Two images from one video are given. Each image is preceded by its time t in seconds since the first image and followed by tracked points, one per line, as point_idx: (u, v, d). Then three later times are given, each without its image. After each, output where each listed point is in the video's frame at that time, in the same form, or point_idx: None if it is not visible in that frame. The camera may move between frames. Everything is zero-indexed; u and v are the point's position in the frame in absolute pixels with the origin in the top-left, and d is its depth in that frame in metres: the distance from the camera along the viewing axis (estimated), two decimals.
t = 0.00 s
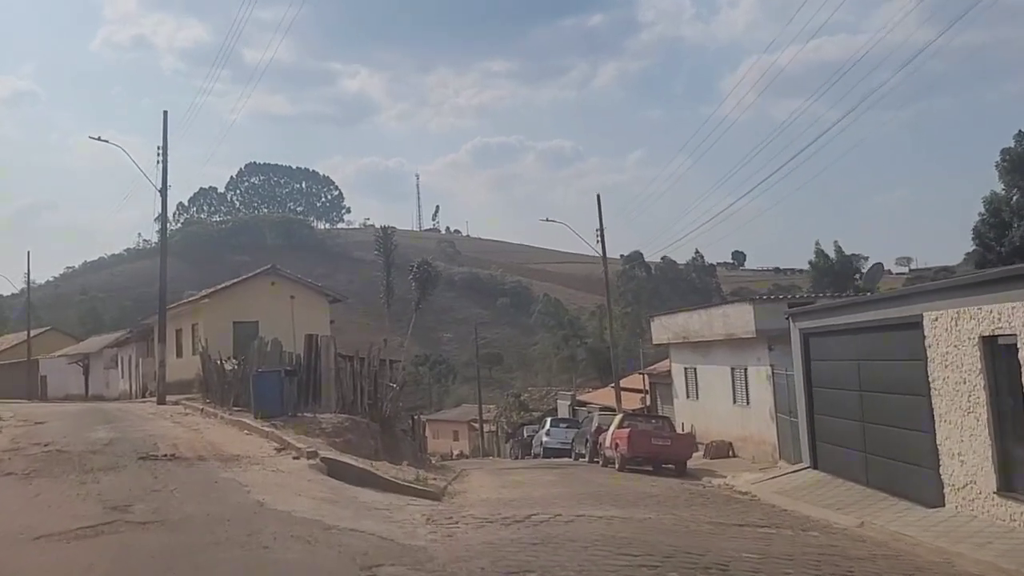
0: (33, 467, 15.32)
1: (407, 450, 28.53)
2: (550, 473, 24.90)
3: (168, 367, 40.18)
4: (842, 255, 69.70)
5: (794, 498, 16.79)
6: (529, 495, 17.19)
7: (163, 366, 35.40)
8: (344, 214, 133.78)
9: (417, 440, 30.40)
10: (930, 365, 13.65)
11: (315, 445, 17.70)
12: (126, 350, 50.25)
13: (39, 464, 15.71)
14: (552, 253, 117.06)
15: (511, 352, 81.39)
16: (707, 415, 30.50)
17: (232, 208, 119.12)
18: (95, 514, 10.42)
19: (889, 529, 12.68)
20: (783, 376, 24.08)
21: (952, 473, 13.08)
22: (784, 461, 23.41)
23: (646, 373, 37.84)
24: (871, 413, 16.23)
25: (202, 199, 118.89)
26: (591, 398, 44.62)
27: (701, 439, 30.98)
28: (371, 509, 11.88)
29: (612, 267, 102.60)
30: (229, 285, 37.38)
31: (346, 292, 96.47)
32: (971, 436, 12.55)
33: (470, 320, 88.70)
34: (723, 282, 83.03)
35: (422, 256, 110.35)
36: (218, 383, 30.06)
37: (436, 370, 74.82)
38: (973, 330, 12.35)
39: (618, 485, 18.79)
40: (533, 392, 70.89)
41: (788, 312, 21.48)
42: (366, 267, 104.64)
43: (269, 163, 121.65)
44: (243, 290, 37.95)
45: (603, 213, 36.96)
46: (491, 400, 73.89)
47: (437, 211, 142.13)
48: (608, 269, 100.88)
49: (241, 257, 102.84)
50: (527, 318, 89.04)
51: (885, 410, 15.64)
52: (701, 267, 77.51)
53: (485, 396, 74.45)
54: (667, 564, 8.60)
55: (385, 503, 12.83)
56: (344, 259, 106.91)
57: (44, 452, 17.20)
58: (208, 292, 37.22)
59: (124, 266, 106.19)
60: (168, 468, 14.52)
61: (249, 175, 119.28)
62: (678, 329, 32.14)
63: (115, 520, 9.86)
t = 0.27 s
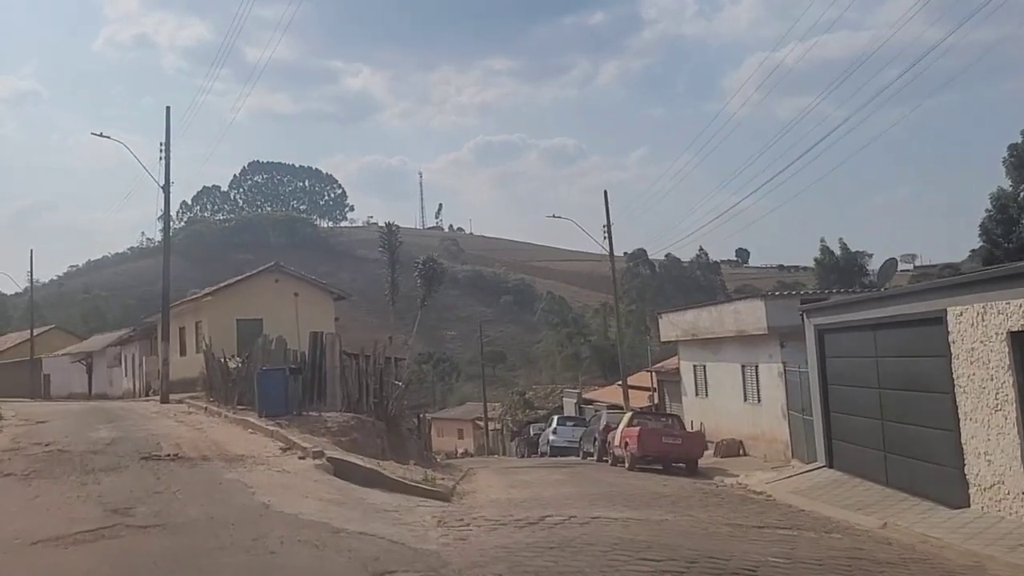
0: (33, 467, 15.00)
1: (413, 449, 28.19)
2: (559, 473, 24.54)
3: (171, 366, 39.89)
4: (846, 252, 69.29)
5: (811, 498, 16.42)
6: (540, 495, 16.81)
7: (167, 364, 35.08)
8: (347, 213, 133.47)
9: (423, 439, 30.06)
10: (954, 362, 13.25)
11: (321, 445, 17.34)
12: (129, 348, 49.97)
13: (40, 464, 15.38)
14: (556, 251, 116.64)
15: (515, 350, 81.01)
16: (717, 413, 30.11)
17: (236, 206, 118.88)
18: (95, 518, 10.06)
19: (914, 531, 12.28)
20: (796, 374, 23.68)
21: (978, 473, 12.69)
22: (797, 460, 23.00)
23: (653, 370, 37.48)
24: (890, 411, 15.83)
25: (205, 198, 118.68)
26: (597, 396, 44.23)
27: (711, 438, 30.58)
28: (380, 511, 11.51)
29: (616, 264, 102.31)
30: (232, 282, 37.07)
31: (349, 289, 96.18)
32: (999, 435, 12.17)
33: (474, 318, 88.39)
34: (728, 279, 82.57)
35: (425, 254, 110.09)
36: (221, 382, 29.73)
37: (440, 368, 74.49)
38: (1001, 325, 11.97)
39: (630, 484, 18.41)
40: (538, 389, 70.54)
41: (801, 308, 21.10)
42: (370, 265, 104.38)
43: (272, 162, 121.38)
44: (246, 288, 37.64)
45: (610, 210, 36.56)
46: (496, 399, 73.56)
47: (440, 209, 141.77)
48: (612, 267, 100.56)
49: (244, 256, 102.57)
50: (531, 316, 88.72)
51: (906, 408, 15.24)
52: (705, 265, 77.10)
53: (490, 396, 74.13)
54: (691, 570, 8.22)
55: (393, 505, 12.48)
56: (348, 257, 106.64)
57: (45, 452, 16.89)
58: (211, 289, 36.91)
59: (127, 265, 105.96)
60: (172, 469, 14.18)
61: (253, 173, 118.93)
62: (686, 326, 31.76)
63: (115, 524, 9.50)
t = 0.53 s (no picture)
0: (37, 468, 14.69)
1: (423, 448, 27.82)
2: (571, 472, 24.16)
3: (178, 364, 39.60)
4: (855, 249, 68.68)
5: (833, 498, 16.02)
6: (555, 495, 16.43)
7: (174, 363, 34.79)
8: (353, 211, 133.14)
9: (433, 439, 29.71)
10: (985, 358, 12.88)
11: (330, 445, 16.99)
12: (135, 347, 49.70)
13: (44, 465, 15.06)
14: (562, 249, 116.12)
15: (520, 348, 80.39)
16: (730, 410, 29.74)
17: (242, 205, 118.66)
18: (98, 522, 9.71)
19: (946, 533, 11.87)
20: (812, 371, 23.29)
21: (1011, 472, 12.28)
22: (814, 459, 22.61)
23: (664, 367, 37.07)
24: (915, 409, 15.42)
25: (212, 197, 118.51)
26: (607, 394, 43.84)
27: (724, 436, 30.16)
28: (391, 514, 11.13)
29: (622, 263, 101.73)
30: (239, 280, 36.77)
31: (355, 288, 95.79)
32: None
33: (480, 316, 87.94)
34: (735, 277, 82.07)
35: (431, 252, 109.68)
36: (229, 381, 29.40)
37: (447, 367, 74.04)
38: None
39: (646, 484, 18.04)
40: (546, 388, 70.09)
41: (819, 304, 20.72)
42: (376, 264, 104.01)
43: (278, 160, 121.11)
44: (253, 286, 37.33)
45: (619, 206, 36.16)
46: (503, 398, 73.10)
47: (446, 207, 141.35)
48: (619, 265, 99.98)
49: (250, 254, 102.26)
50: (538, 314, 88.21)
51: (931, 406, 14.83)
52: (713, 262, 76.53)
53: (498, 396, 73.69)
54: None
55: (406, 506, 12.11)
56: (354, 256, 106.27)
57: (49, 453, 16.58)
58: (218, 287, 36.59)
59: (134, 264, 105.83)
60: (179, 469, 13.84)
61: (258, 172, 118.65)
62: (698, 323, 31.33)
63: (119, 529, 9.15)
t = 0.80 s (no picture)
0: (50, 469, 14.40)
1: (439, 448, 27.47)
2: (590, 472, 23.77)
3: (192, 364, 39.39)
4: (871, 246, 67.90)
5: (864, 500, 15.58)
6: (576, 496, 16.06)
7: (188, 363, 34.58)
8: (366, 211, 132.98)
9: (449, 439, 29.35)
10: None
11: (346, 445, 16.65)
12: (149, 347, 49.57)
13: (56, 465, 14.79)
14: (575, 248, 115.57)
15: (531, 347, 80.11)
16: (750, 410, 29.29)
17: (255, 205, 118.68)
18: (110, 526, 9.40)
19: (986, 538, 11.44)
20: (837, 369, 22.84)
21: None
22: (839, 460, 22.16)
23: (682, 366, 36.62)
24: (948, 409, 14.96)
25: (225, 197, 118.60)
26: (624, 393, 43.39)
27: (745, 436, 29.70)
28: (412, 516, 10.77)
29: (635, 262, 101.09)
30: (253, 278, 36.56)
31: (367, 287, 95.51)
32: None
33: (493, 316, 87.51)
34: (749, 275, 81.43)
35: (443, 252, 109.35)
36: (243, 381, 29.12)
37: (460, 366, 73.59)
38: None
39: (669, 485, 17.63)
40: (560, 387, 69.62)
41: (845, 301, 20.26)
42: (388, 263, 103.72)
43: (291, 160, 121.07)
44: (267, 284, 37.11)
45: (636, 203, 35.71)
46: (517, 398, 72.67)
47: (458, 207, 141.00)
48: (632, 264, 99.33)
49: (263, 254, 102.17)
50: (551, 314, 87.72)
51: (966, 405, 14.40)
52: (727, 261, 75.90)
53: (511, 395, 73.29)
54: None
55: (427, 509, 11.74)
56: (366, 255, 106.00)
57: (62, 453, 16.32)
58: (232, 285, 36.38)
59: (148, 264, 105.97)
60: (193, 470, 13.53)
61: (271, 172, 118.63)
62: (717, 322, 30.86)
63: (131, 533, 8.83)
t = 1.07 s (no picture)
0: (68, 471, 14.13)
1: (461, 449, 27.08)
2: (614, 474, 23.35)
3: (212, 364, 39.21)
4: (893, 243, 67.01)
5: (903, 503, 15.06)
6: (604, 499, 15.63)
7: (207, 362, 34.39)
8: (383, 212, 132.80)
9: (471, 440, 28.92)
10: None
11: (368, 446, 16.29)
12: (169, 346, 49.49)
13: (75, 468, 14.50)
14: (593, 248, 114.86)
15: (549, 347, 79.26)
16: (777, 409, 28.74)
17: (273, 207, 118.84)
18: (127, 532, 9.05)
19: None
20: (869, 368, 22.29)
21: None
22: (871, 461, 21.61)
23: (705, 365, 36.07)
24: (991, 410, 14.42)
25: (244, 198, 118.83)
26: (646, 393, 42.85)
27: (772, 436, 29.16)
28: (439, 522, 10.36)
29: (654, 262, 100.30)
30: (273, 277, 36.37)
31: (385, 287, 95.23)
32: None
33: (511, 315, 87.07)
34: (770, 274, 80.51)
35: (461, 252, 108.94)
36: (263, 381, 28.82)
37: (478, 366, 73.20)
38: None
39: (700, 487, 17.16)
40: (579, 387, 69.12)
41: (878, 298, 19.71)
42: (405, 263, 103.43)
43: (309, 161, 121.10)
44: (287, 284, 36.89)
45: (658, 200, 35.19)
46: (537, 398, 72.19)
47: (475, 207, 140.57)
48: (650, 263, 98.54)
49: (281, 254, 102.15)
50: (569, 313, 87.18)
51: (1009, 406, 13.86)
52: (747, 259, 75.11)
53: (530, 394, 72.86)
54: None
55: (454, 513, 11.31)
56: (383, 255, 105.77)
57: (80, 455, 16.06)
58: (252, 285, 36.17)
59: (168, 265, 106.31)
60: (213, 473, 13.17)
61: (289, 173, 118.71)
62: (743, 320, 30.32)
63: (149, 540, 8.47)
